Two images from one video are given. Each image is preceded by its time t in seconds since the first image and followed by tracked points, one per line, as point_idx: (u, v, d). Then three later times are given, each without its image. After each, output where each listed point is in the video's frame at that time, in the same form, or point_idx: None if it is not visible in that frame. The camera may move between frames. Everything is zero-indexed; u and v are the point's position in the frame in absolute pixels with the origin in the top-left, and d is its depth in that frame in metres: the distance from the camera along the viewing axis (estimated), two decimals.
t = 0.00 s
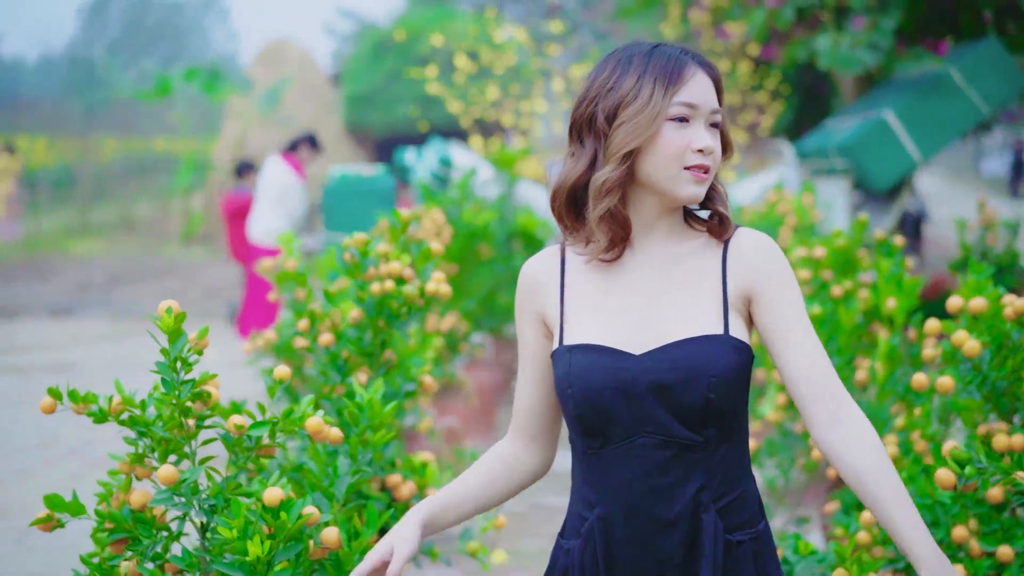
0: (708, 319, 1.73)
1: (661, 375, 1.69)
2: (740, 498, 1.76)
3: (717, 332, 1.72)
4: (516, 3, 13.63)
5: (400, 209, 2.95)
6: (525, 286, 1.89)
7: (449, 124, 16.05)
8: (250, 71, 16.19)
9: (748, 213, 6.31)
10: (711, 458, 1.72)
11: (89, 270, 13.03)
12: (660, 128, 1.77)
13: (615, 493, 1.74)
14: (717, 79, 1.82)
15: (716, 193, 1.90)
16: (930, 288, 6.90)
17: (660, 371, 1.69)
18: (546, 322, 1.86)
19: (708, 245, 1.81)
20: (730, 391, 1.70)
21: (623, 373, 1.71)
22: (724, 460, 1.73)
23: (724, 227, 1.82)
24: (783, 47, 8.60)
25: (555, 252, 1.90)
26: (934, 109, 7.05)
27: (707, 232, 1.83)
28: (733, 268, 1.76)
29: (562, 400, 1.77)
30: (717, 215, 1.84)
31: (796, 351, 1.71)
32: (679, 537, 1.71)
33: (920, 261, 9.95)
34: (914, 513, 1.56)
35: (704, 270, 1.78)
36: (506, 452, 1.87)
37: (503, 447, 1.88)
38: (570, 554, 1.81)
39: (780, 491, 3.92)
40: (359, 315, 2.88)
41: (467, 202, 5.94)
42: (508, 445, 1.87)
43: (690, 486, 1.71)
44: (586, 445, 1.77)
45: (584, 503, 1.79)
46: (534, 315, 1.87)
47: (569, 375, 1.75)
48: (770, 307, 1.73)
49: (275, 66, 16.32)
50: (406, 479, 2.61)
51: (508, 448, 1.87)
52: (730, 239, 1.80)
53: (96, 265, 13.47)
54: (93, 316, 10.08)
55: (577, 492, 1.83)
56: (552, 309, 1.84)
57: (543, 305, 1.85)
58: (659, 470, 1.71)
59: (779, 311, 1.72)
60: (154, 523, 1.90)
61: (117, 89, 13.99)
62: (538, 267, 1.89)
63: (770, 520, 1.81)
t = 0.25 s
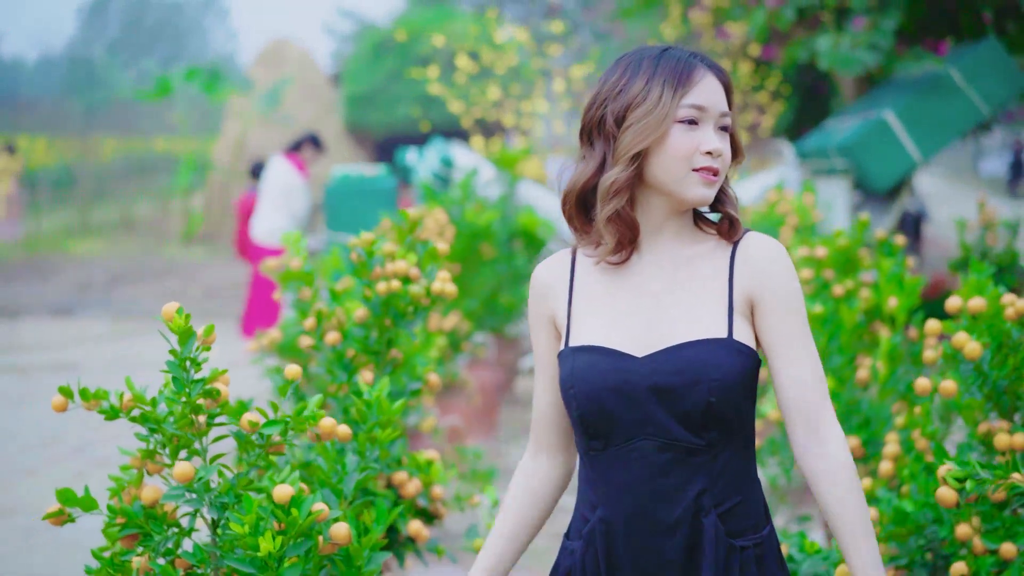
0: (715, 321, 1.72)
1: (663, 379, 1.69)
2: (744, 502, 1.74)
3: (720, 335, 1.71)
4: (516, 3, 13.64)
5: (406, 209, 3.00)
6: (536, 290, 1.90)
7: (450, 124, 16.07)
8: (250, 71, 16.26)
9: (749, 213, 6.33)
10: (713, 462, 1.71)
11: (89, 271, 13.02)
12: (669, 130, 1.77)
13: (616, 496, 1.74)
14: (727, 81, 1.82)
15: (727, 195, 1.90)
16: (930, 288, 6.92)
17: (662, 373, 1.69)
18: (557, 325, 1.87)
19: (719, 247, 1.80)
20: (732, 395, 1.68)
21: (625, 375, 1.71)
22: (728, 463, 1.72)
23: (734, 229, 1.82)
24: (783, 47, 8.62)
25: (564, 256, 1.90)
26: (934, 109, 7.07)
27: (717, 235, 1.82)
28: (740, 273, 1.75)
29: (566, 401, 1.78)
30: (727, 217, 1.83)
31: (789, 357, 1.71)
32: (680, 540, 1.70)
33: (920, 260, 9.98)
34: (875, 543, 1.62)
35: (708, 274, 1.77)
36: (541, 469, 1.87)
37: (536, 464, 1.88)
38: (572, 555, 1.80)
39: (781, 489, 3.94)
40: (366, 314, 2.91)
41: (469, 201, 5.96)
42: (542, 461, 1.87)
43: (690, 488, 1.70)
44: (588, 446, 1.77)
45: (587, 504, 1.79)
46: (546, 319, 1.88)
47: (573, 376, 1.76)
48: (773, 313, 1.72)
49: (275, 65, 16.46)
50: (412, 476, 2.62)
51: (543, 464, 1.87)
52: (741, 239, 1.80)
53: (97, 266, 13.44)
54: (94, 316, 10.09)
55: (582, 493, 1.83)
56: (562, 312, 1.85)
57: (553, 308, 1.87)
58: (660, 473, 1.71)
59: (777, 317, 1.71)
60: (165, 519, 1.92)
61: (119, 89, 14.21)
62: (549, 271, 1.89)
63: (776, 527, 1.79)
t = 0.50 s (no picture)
0: (720, 323, 1.73)
1: (666, 382, 1.70)
2: (748, 506, 1.74)
3: (723, 339, 1.72)
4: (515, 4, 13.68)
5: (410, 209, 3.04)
6: (546, 297, 1.92)
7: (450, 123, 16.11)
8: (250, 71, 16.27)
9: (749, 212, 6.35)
10: (717, 466, 1.71)
11: (89, 270, 13.04)
12: (677, 132, 1.79)
13: (619, 501, 1.74)
14: (735, 85, 1.84)
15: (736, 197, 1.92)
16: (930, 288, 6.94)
17: (666, 376, 1.70)
18: (564, 328, 1.89)
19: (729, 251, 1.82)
20: (735, 398, 1.69)
21: (628, 377, 1.72)
22: (732, 467, 1.73)
23: (743, 232, 1.83)
24: (783, 47, 8.64)
25: (572, 260, 1.93)
26: (933, 109, 7.09)
27: (726, 238, 1.85)
28: (748, 279, 1.76)
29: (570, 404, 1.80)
30: (736, 220, 1.85)
31: (784, 365, 1.72)
32: (683, 544, 1.69)
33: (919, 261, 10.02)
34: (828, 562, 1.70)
35: (714, 276, 1.79)
36: (562, 479, 1.91)
37: (559, 474, 1.91)
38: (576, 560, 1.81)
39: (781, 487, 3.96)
40: (371, 312, 2.94)
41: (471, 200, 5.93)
42: (565, 471, 1.90)
43: (692, 495, 1.70)
44: (592, 449, 1.78)
45: (591, 508, 1.80)
46: (556, 325, 1.90)
47: (576, 379, 1.78)
48: (777, 320, 1.73)
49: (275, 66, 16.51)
50: (417, 474, 2.63)
51: (566, 474, 1.90)
52: (751, 241, 1.82)
53: (98, 266, 13.43)
54: (95, 316, 10.11)
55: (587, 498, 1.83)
56: (568, 316, 1.88)
57: (561, 312, 1.89)
58: (661, 478, 1.71)
59: (782, 327, 1.72)
60: (177, 513, 1.95)
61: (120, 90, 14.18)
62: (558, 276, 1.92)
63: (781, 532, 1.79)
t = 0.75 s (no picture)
0: (726, 328, 1.75)
1: (670, 388, 1.72)
2: (758, 510, 1.76)
3: (731, 342, 1.73)
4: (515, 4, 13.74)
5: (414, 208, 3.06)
6: (554, 299, 1.96)
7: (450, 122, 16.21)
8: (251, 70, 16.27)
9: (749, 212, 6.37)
10: (724, 471, 1.73)
11: (89, 270, 13.06)
12: (684, 135, 1.81)
13: (625, 505, 1.76)
14: (742, 88, 1.86)
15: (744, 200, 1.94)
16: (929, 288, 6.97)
17: (672, 381, 1.72)
18: (571, 332, 1.93)
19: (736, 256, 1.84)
20: (741, 403, 1.71)
21: (632, 381, 1.75)
22: (740, 471, 1.74)
23: (751, 237, 1.86)
24: (783, 48, 8.66)
25: (579, 262, 1.97)
26: (933, 109, 7.12)
27: (735, 242, 1.87)
28: (757, 288, 1.77)
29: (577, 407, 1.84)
30: (744, 225, 1.88)
31: (785, 376, 1.74)
32: (689, 548, 1.71)
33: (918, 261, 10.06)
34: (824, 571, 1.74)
35: (722, 281, 1.81)
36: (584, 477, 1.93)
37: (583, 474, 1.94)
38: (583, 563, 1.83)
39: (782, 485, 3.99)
40: (377, 310, 2.97)
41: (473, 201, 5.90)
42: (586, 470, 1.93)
43: (697, 501, 1.72)
44: (600, 453, 1.81)
45: (598, 512, 1.82)
46: (565, 326, 1.94)
47: (583, 382, 1.81)
48: (785, 329, 1.74)
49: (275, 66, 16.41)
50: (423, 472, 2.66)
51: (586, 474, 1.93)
52: (758, 247, 1.84)
53: (99, 266, 13.45)
54: (95, 316, 10.13)
55: (595, 501, 1.86)
56: (576, 320, 1.91)
57: (568, 316, 1.93)
58: (667, 482, 1.73)
59: (792, 334, 1.74)
60: (185, 509, 1.97)
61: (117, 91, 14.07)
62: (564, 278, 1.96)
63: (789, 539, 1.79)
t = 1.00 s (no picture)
0: (736, 334, 1.77)
1: (681, 392, 1.73)
2: (766, 515, 1.77)
3: (741, 347, 1.75)
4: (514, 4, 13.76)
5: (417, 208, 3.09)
6: (558, 303, 1.96)
7: (450, 122, 16.25)
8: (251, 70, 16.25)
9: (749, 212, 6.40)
10: (733, 476, 1.75)
11: (89, 270, 13.11)
12: (691, 141, 1.83)
13: (633, 510, 1.77)
14: (750, 94, 1.88)
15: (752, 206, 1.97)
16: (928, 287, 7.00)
17: (684, 386, 1.73)
18: (577, 337, 1.93)
19: (744, 261, 1.86)
20: (752, 408, 1.73)
21: (642, 386, 1.76)
22: (748, 476, 1.76)
23: (760, 244, 1.88)
24: (783, 48, 8.69)
25: (583, 266, 1.97)
26: (933, 110, 7.15)
27: (742, 248, 1.90)
28: (768, 294, 1.79)
29: (586, 412, 1.83)
30: (751, 230, 1.91)
31: (799, 377, 1.77)
32: (699, 553, 1.73)
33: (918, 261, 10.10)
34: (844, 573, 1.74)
35: (731, 286, 1.83)
36: (580, 480, 1.94)
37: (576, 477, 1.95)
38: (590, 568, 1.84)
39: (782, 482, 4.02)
40: (382, 309, 3.01)
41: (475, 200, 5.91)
42: (577, 474, 1.94)
43: (706, 506, 1.73)
44: (608, 458, 1.82)
45: (606, 518, 1.83)
46: (568, 330, 1.94)
47: (593, 386, 1.81)
48: (795, 334, 1.77)
49: (274, 65, 16.44)
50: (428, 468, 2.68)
51: (579, 478, 1.94)
52: (766, 254, 1.86)
53: (98, 266, 13.47)
54: (96, 315, 10.16)
55: (601, 506, 1.87)
56: (582, 325, 1.91)
57: (575, 321, 1.92)
58: (677, 487, 1.74)
59: (803, 341, 1.77)
60: (194, 505, 1.98)
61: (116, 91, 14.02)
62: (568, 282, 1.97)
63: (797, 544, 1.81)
